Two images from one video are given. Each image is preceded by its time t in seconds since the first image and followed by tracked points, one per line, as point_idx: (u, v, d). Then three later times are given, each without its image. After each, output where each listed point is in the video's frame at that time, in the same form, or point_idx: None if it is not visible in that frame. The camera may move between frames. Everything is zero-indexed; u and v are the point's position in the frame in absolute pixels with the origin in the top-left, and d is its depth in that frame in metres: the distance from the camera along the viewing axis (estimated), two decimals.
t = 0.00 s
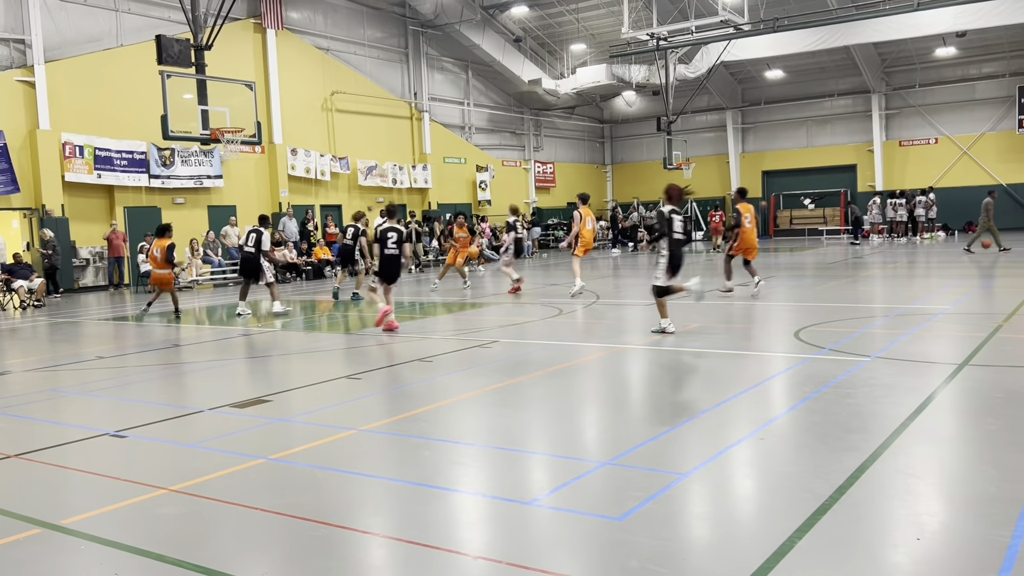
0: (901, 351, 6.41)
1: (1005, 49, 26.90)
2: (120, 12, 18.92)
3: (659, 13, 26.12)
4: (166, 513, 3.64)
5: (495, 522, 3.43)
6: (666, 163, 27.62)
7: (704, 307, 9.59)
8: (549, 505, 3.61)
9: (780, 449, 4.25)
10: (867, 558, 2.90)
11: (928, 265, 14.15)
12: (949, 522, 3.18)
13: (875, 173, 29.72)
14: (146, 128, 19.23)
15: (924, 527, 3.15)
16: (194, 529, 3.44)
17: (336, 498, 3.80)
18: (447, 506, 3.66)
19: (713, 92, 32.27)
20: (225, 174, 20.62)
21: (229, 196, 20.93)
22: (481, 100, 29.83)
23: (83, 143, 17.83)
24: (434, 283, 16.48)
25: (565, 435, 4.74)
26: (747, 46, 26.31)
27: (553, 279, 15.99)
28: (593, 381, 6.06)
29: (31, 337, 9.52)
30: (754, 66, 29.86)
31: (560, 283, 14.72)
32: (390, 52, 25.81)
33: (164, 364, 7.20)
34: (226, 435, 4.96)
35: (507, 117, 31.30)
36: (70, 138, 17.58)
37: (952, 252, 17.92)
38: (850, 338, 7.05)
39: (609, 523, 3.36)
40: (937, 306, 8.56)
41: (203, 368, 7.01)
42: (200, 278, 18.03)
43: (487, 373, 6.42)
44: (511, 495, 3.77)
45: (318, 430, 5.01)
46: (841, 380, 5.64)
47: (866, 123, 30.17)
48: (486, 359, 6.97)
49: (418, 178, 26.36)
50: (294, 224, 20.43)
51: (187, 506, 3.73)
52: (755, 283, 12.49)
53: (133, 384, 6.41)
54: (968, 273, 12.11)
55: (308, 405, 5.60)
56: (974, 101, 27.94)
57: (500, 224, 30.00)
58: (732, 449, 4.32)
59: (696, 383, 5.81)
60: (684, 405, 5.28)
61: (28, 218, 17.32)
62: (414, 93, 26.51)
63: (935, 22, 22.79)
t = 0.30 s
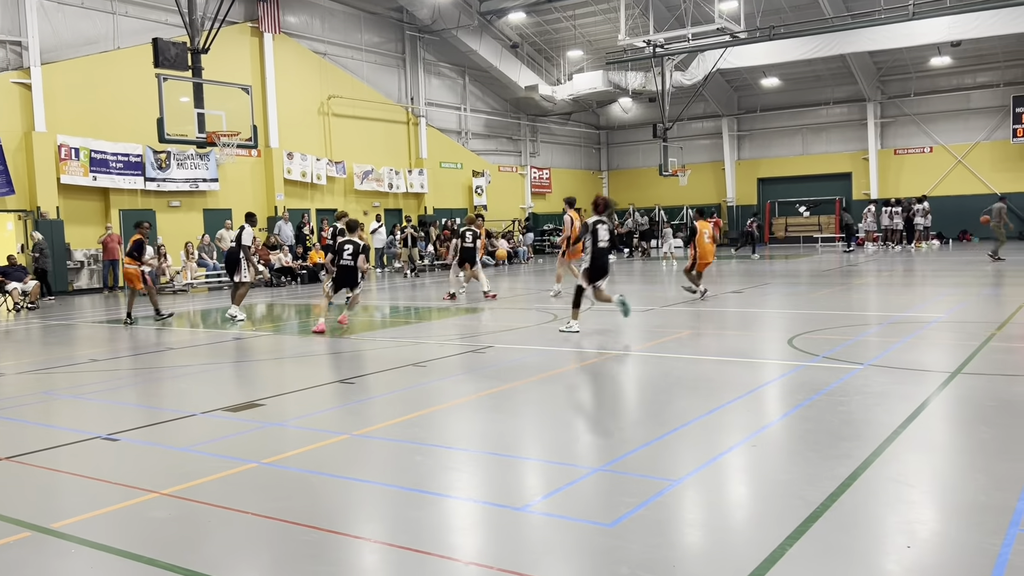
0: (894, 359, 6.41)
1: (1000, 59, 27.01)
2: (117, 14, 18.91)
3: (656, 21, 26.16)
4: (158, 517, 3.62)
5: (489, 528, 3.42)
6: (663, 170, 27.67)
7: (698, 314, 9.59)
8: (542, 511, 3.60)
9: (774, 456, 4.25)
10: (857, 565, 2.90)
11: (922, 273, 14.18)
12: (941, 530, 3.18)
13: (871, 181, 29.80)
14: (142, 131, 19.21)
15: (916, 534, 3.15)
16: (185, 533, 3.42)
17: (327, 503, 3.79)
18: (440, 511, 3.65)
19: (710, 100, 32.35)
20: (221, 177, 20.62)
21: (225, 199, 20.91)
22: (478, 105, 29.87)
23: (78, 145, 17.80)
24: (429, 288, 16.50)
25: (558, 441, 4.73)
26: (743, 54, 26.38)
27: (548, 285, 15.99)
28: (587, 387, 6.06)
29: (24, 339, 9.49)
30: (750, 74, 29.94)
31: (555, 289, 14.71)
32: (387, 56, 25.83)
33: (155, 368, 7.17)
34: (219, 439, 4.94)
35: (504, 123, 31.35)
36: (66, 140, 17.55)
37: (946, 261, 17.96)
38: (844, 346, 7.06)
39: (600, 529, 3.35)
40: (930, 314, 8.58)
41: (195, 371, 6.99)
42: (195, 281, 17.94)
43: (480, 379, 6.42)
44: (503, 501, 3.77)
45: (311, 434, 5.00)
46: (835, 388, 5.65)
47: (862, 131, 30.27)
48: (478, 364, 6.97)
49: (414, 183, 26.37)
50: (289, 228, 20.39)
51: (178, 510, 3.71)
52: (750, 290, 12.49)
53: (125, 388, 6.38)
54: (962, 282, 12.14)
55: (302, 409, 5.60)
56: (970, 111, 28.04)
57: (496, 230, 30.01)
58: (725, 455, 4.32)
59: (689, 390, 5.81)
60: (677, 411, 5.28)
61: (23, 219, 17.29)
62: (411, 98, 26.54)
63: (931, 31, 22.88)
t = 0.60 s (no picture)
0: (892, 366, 6.41)
1: (998, 66, 27.07)
2: (117, 18, 18.93)
3: (655, 27, 26.22)
4: (154, 521, 3.61)
5: (486, 532, 3.42)
6: (661, 175, 27.72)
7: (695, 320, 9.58)
8: (539, 516, 3.60)
9: (770, 461, 4.25)
10: (853, 571, 2.89)
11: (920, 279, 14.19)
12: (936, 537, 3.18)
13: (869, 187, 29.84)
14: (141, 135, 19.23)
15: (914, 541, 3.14)
16: (182, 537, 3.42)
17: (325, 507, 3.78)
18: (437, 516, 3.64)
19: (709, 106, 32.42)
20: (219, 181, 20.61)
21: (223, 203, 20.90)
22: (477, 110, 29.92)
23: (77, 148, 17.81)
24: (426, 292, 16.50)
25: (554, 446, 4.73)
26: (742, 59, 26.43)
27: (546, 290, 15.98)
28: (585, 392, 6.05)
29: (21, 342, 9.48)
30: (749, 80, 30.00)
31: (553, 294, 14.70)
32: (386, 61, 25.87)
33: (150, 372, 7.14)
34: (217, 442, 4.94)
35: (503, 127, 31.40)
36: (64, 144, 17.57)
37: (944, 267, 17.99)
38: (842, 352, 7.07)
39: (597, 534, 3.35)
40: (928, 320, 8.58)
41: (191, 375, 6.98)
42: (193, 285, 17.92)
43: (476, 384, 6.40)
44: (501, 506, 3.77)
45: (308, 438, 4.99)
46: (832, 393, 5.64)
47: (860, 137, 30.33)
48: (476, 369, 6.96)
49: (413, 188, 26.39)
50: (288, 232, 20.43)
51: (175, 514, 3.70)
52: (748, 296, 12.48)
53: (121, 391, 6.38)
54: (960, 288, 12.13)
55: (299, 414, 5.59)
56: (967, 118, 28.11)
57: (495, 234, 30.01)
58: (722, 461, 4.31)
59: (686, 396, 5.81)
60: (675, 417, 5.28)
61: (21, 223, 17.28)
62: (410, 103, 26.58)
63: (929, 38, 22.94)
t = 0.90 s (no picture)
0: (893, 369, 6.41)
1: (1000, 69, 27.06)
2: (120, 22, 18.99)
3: (658, 30, 26.27)
4: (157, 524, 3.61)
5: (488, 535, 3.42)
6: (663, 178, 27.74)
7: (697, 323, 9.58)
8: (541, 520, 3.59)
9: (773, 466, 4.24)
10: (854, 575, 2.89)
11: (923, 283, 14.17)
12: (938, 540, 3.17)
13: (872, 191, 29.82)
14: (144, 138, 19.28)
15: (917, 545, 3.14)
16: (184, 540, 3.42)
17: (327, 510, 3.78)
18: (439, 519, 3.64)
19: (711, 109, 32.45)
20: (222, 184, 20.64)
21: (226, 206, 20.94)
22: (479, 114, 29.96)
23: (80, 151, 17.85)
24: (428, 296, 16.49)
25: (556, 450, 4.72)
26: (744, 63, 26.45)
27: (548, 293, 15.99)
28: (587, 395, 6.05)
29: (22, 345, 9.48)
30: (751, 83, 30.02)
31: (555, 298, 14.71)
32: (388, 64, 25.93)
33: (151, 376, 7.12)
34: (221, 445, 4.95)
35: (505, 131, 31.44)
36: (68, 147, 17.61)
37: (946, 270, 17.97)
38: (844, 355, 7.06)
39: (599, 537, 3.34)
40: (931, 324, 8.57)
41: (191, 378, 6.97)
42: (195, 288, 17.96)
43: (478, 387, 6.40)
44: (503, 509, 3.76)
45: (311, 441, 5.00)
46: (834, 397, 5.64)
47: (862, 141, 30.32)
48: (478, 372, 6.96)
49: (415, 191, 26.42)
50: (290, 236, 20.59)
51: (178, 517, 3.71)
52: (751, 299, 12.47)
53: (122, 395, 6.37)
54: (962, 291, 12.13)
55: (301, 417, 5.59)
56: (970, 121, 28.11)
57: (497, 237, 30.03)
58: (723, 465, 4.30)
59: (688, 399, 5.80)
60: (677, 420, 5.27)
61: (25, 226, 17.31)
62: (413, 106, 26.63)
63: (931, 41, 22.94)
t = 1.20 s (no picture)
0: (902, 370, 6.39)
1: (1008, 69, 26.96)
2: (127, 25, 19.06)
3: (664, 31, 26.25)
4: (166, 525, 3.62)
5: (494, 537, 3.42)
6: (669, 180, 27.71)
7: (704, 325, 9.57)
8: (548, 522, 3.59)
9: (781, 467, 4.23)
10: None
11: (931, 284, 14.13)
12: (947, 542, 3.16)
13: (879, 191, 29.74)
14: (151, 141, 19.34)
15: (925, 547, 3.13)
16: (192, 541, 3.43)
17: (334, 512, 3.79)
18: (446, 520, 3.64)
19: (717, 110, 32.42)
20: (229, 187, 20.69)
21: (233, 208, 20.99)
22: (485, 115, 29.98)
23: (88, 154, 17.92)
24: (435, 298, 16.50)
25: (562, 452, 4.72)
26: (750, 64, 26.40)
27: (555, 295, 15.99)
28: (593, 397, 6.04)
29: (31, 347, 9.52)
30: (757, 84, 29.97)
31: (562, 300, 14.70)
32: (395, 67, 25.96)
33: (159, 377, 7.15)
34: (229, 446, 4.96)
35: (511, 132, 31.45)
36: (76, 150, 17.68)
37: (954, 272, 17.91)
38: (852, 357, 7.03)
39: (607, 540, 3.34)
40: (939, 325, 8.54)
41: (200, 380, 6.99)
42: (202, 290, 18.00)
43: (485, 389, 6.40)
44: (510, 511, 3.76)
45: (318, 443, 5.01)
46: (842, 399, 5.62)
47: (869, 142, 30.25)
48: (485, 374, 6.96)
49: (421, 193, 26.46)
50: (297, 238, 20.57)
51: (186, 518, 3.72)
52: (758, 301, 12.45)
53: (131, 396, 6.39)
54: (970, 292, 12.09)
55: (308, 419, 5.59)
56: (977, 121, 28.02)
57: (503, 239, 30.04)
58: (730, 467, 4.29)
59: (695, 401, 5.79)
60: (684, 422, 5.25)
61: (33, 228, 17.39)
62: (419, 108, 26.67)
63: (939, 42, 22.86)
